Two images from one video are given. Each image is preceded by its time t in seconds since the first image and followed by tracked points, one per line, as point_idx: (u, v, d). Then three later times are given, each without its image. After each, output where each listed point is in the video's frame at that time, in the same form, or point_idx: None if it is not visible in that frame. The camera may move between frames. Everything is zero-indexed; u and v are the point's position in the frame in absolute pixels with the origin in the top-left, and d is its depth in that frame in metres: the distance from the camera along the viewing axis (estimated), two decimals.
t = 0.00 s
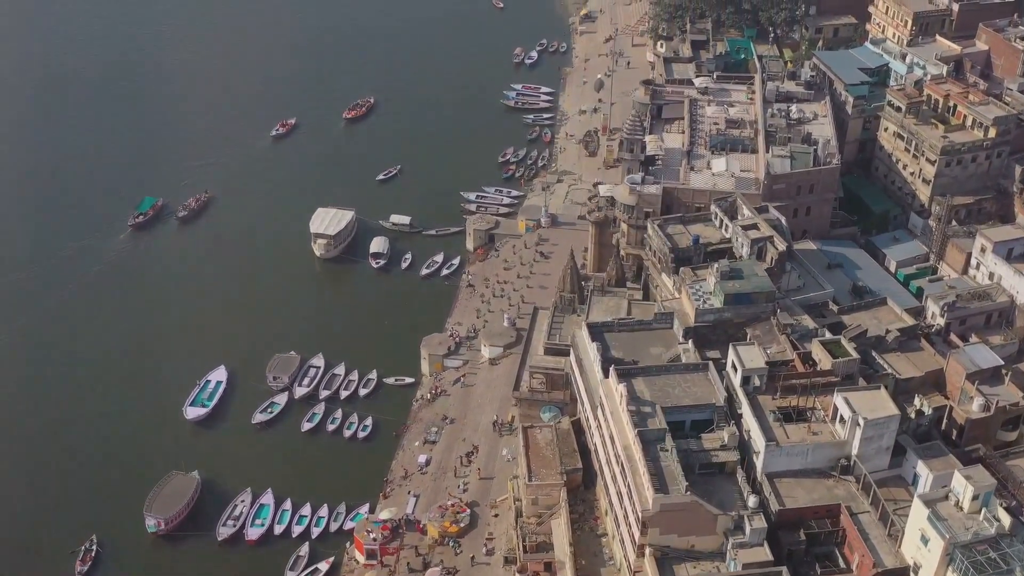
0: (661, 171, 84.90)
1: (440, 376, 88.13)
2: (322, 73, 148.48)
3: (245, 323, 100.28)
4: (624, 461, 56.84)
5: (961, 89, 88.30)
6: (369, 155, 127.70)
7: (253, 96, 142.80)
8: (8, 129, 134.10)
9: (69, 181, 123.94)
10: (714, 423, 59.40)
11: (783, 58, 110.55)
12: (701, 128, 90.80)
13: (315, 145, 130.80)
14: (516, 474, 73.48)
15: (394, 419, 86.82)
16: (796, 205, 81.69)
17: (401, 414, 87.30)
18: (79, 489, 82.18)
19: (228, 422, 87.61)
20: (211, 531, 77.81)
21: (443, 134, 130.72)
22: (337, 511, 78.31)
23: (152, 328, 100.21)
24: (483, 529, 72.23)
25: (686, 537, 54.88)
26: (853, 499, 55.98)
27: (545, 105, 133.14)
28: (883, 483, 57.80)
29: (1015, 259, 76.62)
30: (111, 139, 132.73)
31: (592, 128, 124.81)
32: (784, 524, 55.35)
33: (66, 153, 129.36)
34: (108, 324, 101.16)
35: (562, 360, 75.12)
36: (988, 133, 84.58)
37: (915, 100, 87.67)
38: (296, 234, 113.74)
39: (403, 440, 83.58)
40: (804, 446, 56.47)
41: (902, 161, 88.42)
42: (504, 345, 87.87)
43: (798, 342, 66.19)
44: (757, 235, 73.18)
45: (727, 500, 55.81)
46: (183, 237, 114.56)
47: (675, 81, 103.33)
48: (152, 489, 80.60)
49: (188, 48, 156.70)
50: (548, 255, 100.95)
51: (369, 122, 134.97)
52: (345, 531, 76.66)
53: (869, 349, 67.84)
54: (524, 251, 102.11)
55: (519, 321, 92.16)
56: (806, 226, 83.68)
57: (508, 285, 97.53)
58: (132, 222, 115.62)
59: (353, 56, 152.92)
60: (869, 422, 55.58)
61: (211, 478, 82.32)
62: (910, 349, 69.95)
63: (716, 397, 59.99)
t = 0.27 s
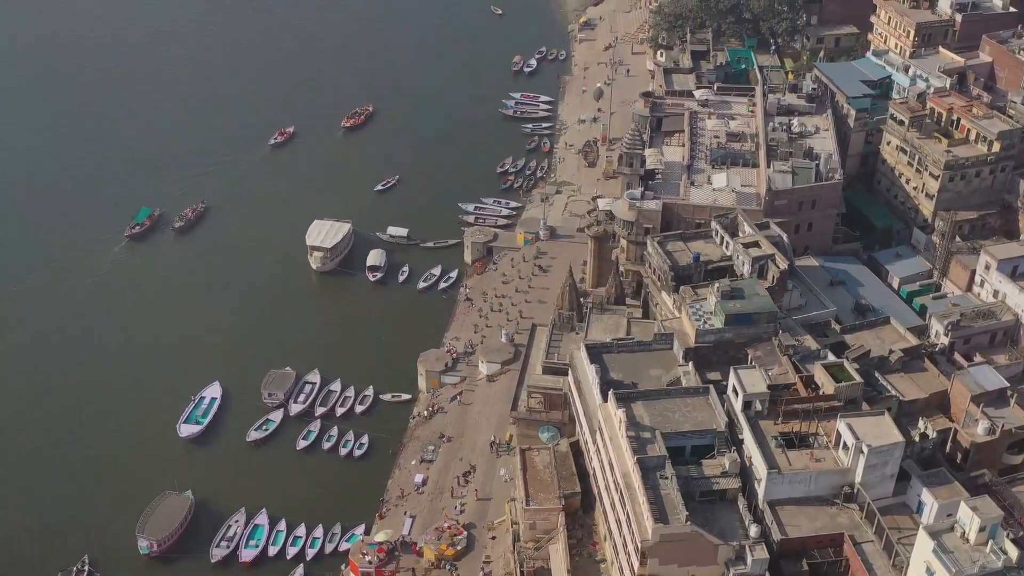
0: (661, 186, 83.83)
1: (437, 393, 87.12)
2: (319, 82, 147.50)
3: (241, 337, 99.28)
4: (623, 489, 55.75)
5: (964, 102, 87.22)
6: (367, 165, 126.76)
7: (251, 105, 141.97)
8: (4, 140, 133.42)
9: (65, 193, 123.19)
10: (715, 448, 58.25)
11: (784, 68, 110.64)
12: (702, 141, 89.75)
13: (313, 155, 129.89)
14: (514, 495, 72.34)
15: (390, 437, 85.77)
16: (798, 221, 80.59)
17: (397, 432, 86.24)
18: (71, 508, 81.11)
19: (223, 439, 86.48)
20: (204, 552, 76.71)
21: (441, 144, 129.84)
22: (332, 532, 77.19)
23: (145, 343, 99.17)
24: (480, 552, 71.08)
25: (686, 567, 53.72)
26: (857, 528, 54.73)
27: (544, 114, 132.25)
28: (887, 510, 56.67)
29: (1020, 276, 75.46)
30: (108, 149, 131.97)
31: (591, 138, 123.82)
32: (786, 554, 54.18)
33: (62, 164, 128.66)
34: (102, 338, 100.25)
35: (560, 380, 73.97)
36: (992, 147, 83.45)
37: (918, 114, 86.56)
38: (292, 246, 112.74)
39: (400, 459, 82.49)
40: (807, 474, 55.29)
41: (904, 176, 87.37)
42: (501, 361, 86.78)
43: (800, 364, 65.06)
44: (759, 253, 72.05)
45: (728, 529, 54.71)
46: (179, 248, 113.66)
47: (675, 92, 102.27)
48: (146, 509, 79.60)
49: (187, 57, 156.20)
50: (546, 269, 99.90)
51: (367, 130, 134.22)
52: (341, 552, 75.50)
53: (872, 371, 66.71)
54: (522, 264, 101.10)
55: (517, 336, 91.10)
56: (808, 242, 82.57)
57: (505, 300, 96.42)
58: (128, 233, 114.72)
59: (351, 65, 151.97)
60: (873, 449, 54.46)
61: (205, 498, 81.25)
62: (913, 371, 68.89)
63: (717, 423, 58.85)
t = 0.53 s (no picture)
0: (660, 201, 82.78)
1: (435, 410, 86.08)
2: (317, 90, 146.52)
3: (236, 351, 98.17)
4: (623, 518, 54.62)
5: (967, 116, 86.17)
6: (365, 175, 125.72)
7: (249, 114, 141.04)
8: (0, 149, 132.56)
9: (61, 204, 122.21)
10: (715, 475, 57.11)
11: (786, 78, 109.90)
12: (702, 155, 88.70)
13: (309, 165, 128.82)
14: (511, 517, 71.17)
15: (387, 455, 84.67)
16: (800, 236, 79.50)
17: (394, 450, 85.16)
18: (63, 527, 79.97)
19: (217, 457, 85.33)
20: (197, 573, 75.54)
21: (439, 153, 128.84)
22: (327, 552, 76.03)
23: (140, 357, 98.09)
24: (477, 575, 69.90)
25: None
26: (861, 557, 53.44)
27: (543, 124, 131.33)
28: (891, 539, 55.66)
29: None
30: (105, 158, 131.05)
31: (591, 148, 122.79)
32: None
33: (59, 174, 127.81)
34: (97, 351, 99.19)
35: (558, 400, 72.87)
36: (996, 162, 82.38)
37: (921, 127, 85.52)
38: (288, 258, 111.64)
39: (396, 477, 81.42)
40: (809, 502, 54.12)
41: (907, 190, 86.36)
42: (499, 378, 85.67)
43: (803, 385, 63.94)
44: (760, 271, 70.96)
45: (729, 559, 53.59)
46: (175, 259, 112.63)
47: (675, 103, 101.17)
48: (138, 529, 78.49)
49: (185, 65, 155.46)
50: (545, 282, 98.86)
51: (365, 139, 133.25)
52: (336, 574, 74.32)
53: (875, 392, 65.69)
54: (520, 278, 100.06)
55: (515, 352, 90.04)
56: (810, 258, 81.46)
57: (503, 314, 95.35)
58: (124, 244, 113.69)
59: (349, 73, 150.98)
60: (877, 477, 53.38)
61: (199, 517, 80.14)
62: (917, 391, 67.88)
63: (718, 449, 57.72)
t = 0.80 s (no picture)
0: (660, 216, 81.67)
1: (432, 427, 85.00)
2: (315, 98, 145.59)
3: (232, 365, 97.05)
4: (622, 548, 53.55)
5: (971, 130, 85.09)
6: (363, 185, 124.62)
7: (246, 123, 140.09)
8: None
9: (57, 214, 121.30)
10: (717, 503, 55.98)
11: (786, 90, 109.39)
12: (703, 168, 87.58)
13: (307, 174, 127.70)
14: (509, 540, 70.01)
15: (383, 473, 83.53)
16: (801, 253, 78.45)
17: (390, 468, 84.03)
18: (55, 548, 78.96)
19: (211, 475, 84.24)
20: None
21: (438, 163, 127.79)
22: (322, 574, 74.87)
23: (135, 371, 97.01)
24: None
25: None
26: None
27: (542, 133, 130.34)
28: (895, 568, 54.57)
29: None
30: (102, 168, 130.18)
31: (591, 158, 121.72)
32: None
33: (56, 184, 126.96)
34: (91, 365, 98.12)
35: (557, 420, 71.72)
36: (1001, 176, 81.23)
37: (924, 141, 84.40)
38: (285, 269, 110.62)
39: (392, 496, 80.29)
40: (812, 532, 52.94)
41: (910, 205, 85.32)
42: (497, 395, 84.51)
43: (805, 408, 62.93)
44: (761, 290, 69.94)
45: None
46: (171, 270, 111.56)
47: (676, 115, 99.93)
48: (131, 549, 77.45)
49: (183, 73, 154.71)
50: (544, 296, 97.79)
51: (364, 148, 132.21)
52: None
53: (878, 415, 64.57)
54: (519, 291, 99.00)
55: (513, 368, 88.94)
56: (812, 275, 80.41)
57: (502, 328, 94.28)
58: (121, 255, 112.67)
59: (347, 81, 150.04)
60: (881, 506, 52.21)
61: (192, 537, 79.04)
62: (921, 413, 66.74)
63: (718, 476, 56.61)
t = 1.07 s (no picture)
0: (660, 231, 80.47)
1: (429, 445, 83.99)
2: (313, 107, 144.57)
3: (227, 380, 95.87)
4: None
5: (976, 144, 84.11)
6: (361, 195, 123.50)
7: (244, 132, 139.08)
8: None
9: (52, 225, 120.17)
10: (718, 531, 54.85)
11: (787, 100, 108.48)
12: (703, 182, 86.42)
13: (304, 184, 126.49)
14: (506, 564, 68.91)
15: (379, 492, 82.44)
16: (803, 270, 77.37)
17: (386, 486, 82.96)
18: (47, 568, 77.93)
19: (205, 494, 83.16)
20: None
21: (436, 172, 126.69)
22: None
23: (129, 385, 95.85)
24: None
25: None
26: None
27: (541, 142, 129.25)
28: None
29: None
30: (99, 178, 129.26)
31: (590, 168, 120.72)
32: None
33: (52, 194, 126.05)
34: (85, 379, 96.98)
35: (555, 441, 70.57)
36: (1005, 192, 80.19)
37: (928, 156, 83.27)
38: (281, 281, 109.49)
39: (388, 516, 79.19)
40: (816, 563, 51.75)
41: (913, 221, 84.34)
42: (495, 413, 83.24)
43: (807, 432, 61.88)
44: (762, 309, 68.81)
45: None
46: (167, 281, 110.41)
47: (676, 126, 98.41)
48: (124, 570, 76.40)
49: (181, 81, 153.81)
50: (542, 310, 96.77)
51: (362, 157, 131.14)
52: None
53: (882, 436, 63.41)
54: (517, 305, 97.99)
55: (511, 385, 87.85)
56: (814, 291, 79.27)
57: (500, 343, 93.26)
58: (117, 266, 111.56)
59: (345, 89, 149.01)
60: (886, 537, 50.99)
61: (185, 557, 77.93)
62: (925, 434, 65.63)
63: (720, 503, 55.49)
